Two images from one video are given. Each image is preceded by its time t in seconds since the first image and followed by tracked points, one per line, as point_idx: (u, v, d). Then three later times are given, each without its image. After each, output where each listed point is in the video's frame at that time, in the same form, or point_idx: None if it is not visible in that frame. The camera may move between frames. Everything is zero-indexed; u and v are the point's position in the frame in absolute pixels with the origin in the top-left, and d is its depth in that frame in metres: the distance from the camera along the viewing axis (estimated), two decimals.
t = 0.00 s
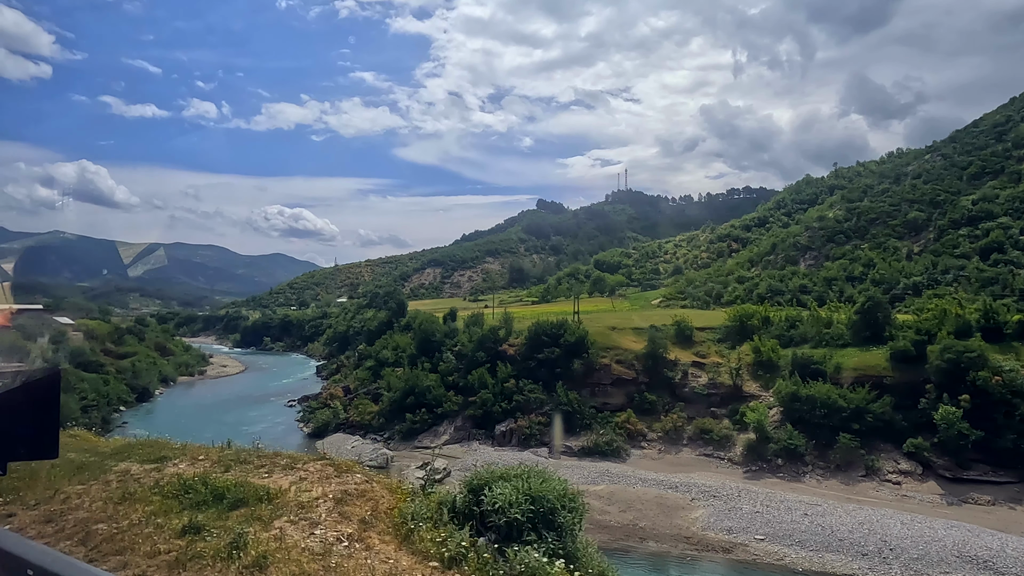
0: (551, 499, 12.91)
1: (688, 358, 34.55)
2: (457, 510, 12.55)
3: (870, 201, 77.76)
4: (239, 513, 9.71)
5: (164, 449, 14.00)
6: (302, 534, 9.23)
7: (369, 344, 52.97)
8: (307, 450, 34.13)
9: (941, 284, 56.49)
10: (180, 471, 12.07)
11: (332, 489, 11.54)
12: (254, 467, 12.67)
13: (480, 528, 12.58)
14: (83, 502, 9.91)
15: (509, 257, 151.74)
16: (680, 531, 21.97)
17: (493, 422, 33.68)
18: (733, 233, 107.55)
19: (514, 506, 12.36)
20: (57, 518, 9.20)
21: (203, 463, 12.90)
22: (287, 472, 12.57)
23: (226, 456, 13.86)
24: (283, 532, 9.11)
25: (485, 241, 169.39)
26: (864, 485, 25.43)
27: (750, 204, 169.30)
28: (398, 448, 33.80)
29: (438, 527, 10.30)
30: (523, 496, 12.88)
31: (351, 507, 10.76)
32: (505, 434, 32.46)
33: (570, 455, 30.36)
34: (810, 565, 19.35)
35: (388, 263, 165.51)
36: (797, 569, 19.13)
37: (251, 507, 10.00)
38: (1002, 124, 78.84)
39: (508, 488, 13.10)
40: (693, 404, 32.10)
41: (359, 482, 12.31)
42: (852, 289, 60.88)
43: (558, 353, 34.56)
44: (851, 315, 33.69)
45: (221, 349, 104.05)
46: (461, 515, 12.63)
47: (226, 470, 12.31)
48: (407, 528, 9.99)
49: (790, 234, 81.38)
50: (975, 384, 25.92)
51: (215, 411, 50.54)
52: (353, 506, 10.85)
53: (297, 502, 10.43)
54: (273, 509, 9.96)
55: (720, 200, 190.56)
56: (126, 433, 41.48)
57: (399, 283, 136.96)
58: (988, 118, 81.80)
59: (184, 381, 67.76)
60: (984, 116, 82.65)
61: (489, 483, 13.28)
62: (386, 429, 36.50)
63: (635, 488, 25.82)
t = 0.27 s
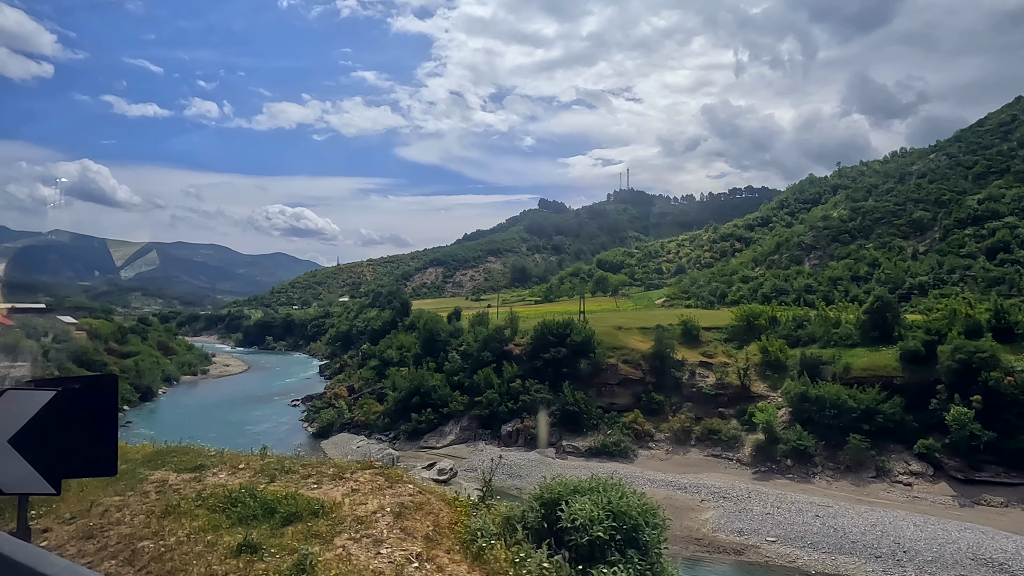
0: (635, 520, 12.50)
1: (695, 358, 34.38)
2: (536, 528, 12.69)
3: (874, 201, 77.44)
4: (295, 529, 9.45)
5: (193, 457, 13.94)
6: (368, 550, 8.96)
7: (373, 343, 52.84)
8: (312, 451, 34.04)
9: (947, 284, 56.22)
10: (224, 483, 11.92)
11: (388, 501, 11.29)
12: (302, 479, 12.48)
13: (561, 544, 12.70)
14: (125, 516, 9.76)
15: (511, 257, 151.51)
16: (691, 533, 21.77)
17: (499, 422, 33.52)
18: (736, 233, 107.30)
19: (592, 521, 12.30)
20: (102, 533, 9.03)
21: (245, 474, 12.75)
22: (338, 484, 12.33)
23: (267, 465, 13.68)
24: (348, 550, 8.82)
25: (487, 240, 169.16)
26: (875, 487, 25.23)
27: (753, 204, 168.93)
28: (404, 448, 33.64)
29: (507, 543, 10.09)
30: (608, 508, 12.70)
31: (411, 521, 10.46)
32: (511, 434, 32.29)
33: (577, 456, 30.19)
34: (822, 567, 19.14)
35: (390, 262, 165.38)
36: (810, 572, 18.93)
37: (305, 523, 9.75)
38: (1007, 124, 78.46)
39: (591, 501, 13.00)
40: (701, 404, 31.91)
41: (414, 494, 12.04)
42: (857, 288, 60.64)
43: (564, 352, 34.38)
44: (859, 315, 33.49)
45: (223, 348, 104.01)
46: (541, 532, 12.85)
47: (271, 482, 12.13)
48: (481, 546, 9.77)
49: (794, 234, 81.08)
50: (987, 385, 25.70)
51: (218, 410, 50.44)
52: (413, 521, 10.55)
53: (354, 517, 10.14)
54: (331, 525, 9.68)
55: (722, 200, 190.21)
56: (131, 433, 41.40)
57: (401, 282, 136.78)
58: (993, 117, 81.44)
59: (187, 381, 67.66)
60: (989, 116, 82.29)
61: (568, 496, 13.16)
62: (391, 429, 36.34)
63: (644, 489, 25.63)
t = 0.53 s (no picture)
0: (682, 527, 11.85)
1: (699, 358, 34.30)
2: (577, 536, 12.15)
3: (877, 201, 77.25)
4: (327, 539, 9.33)
5: (213, 461, 13.88)
6: (403, 561, 8.86)
7: (375, 343, 52.75)
8: (314, 451, 34.00)
9: (950, 284, 56.05)
10: (249, 489, 11.77)
11: (419, 509, 11.23)
12: (329, 484, 12.37)
13: (605, 553, 12.07)
14: (148, 525, 9.61)
15: (512, 257, 151.38)
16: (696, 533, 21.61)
17: (502, 422, 33.43)
18: (737, 233, 107.19)
19: (635, 528, 11.58)
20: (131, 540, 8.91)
21: (267, 479, 12.62)
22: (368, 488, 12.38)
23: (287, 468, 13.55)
24: (381, 561, 8.69)
25: (488, 240, 169.08)
26: (880, 487, 25.13)
27: (754, 203, 168.75)
28: (406, 448, 33.56)
29: (543, 551, 10.13)
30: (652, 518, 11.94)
31: (444, 529, 10.41)
32: (514, 435, 32.19)
33: (580, 456, 30.08)
34: (830, 569, 18.97)
35: (391, 262, 165.34)
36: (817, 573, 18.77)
37: (336, 531, 9.65)
38: (1010, 123, 78.27)
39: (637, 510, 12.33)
40: (705, 404, 31.79)
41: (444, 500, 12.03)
42: (860, 288, 60.51)
43: (567, 352, 34.27)
44: (864, 315, 33.38)
45: (224, 348, 103.99)
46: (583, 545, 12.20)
47: (297, 488, 12.01)
48: (519, 556, 9.65)
49: (796, 233, 80.90)
50: (993, 385, 25.60)
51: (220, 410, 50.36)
52: (447, 530, 10.49)
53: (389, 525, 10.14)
54: (364, 533, 9.62)
55: (723, 199, 190.00)
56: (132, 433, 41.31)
57: (402, 282, 136.67)
58: (996, 117, 81.24)
59: (188, 381, 67.61)
60: (992, 115, 82.10)
61: (612, 504, 12.51)
62: (394, 429, 36.22)
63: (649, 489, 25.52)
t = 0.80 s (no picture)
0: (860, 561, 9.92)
1: (710, 358, 34.01)
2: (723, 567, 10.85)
3: (884, 200, 76.75)
4: (446, 562, 8.47)
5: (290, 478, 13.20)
6: None
7: (381, 343, 52.53)
8: (322, 451, 33.80)
9: (959, 284, 55.59)
10: (338, 510, 11.15)
11: (530, 535, 10.59)
12: (421, 504, 11.93)
13: None
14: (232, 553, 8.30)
15: (515, 256, 151.11)
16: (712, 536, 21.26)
17: (512, 423, 33.16)
18: (742, 232, 106.81)
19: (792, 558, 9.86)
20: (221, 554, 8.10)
21: (350, 499, 12.06)
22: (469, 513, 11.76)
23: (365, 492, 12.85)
24: None
25: (491, 239, 168.89)
26: (897, 490, 24.82)
27: (758, 203, 168.25)
28: (415, 448, 33.31)
29: None
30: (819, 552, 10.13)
31: (564, 559, 9.64)
32: (524, 435, 31.93)
33: (592, 457, 29.81)
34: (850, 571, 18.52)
35: (394, 261, 165.19)
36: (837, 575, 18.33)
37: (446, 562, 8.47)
38: (1018, 122, 77.72)
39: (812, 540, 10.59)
40: (717, 405, 31.50)
41: (549, 526, 11.41)
42: (868, 288, 60.13)
43: (577, 352, 33.99)
44: (877, 315, 33.04)
45: (228, 347, 103.91)
46: (737, 575, 10.77)
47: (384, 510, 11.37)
48: None
49: (802, 233, 80.47)
50: (1012, 386, 25.28)
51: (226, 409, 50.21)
52: (565, 560, 9.68)
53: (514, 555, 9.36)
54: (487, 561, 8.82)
55: (727, 199, 189.48)
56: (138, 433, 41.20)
57: (405, 281, 136.49)
58: (1004, 116, 80.70)
59: (193, 380, 67.50)
60: (1000, 115, 81.61)
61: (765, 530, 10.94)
62: (402, 429, 35.97)
63: (662, 491, 25.24)
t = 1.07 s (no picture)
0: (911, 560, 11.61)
1: (714, 358, 33.92)
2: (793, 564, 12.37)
3: (886, 200, 76.58)
4: (490, 573, 8.63)
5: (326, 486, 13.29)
6: None
7: (383, 343, 52.40)
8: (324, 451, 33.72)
9: (962, 284, 55.42)
10: (370, 517, 11.20)
11: (573, 545, 10.78)
12: (455, 511, 11.91)
13: None
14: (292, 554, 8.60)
15: (516, 256, 150.93)
16: (718, 536, 21.10)
17: (515, 423, 33.06)
18: (744, 232, 106.68)
19: (862, 564, 11.15)
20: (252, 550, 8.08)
21: (381, 505, 12.13)
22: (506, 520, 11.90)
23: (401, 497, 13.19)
24: None
25: (492, 239, 168.77)
26: (902, 490, 24.72)
27: (759, 203, 168.01)
28: (418, 448, 33.19)
29: None
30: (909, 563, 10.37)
31: (610, 571, 9.86)
32: (527, 436, 31.81)
33: (595, 457, 29.71)
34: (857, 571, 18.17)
35: (395, 261, 165.05)
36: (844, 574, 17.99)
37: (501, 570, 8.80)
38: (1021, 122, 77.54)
39: (885, 551, 11.74)
40: (721, 405, 31.42)
41: (591, 535, 11.54)
42: (871, 288, 59.98)
43: (580, 352, 33.89)
44: (881, 315, 32.94)
45: (229, 347, 103.78)
46: None
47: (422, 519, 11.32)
48: None
49: (805, 233, 80.31)
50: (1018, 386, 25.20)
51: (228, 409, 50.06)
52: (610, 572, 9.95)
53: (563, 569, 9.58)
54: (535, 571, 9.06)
55: (728, 199, 189.28)
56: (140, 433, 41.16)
57: (406, 281, 136.35)
58: (1007, 115, 80.54)
59: (195, 379, 67.44)
60: (1002, 114, 81.48)
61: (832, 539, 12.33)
62: (404, 429, 35.87)
63: (667, 492, 25.17)
